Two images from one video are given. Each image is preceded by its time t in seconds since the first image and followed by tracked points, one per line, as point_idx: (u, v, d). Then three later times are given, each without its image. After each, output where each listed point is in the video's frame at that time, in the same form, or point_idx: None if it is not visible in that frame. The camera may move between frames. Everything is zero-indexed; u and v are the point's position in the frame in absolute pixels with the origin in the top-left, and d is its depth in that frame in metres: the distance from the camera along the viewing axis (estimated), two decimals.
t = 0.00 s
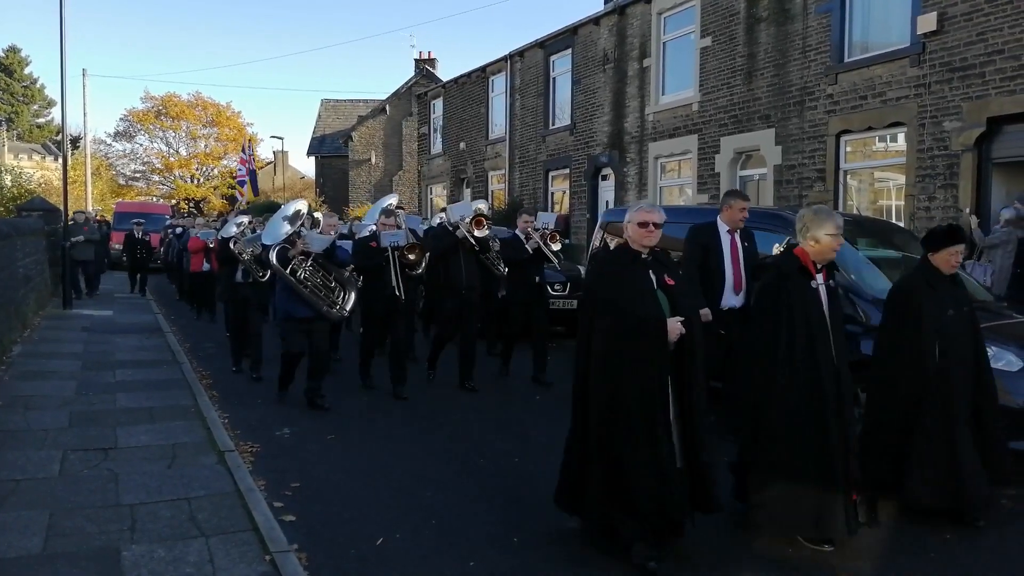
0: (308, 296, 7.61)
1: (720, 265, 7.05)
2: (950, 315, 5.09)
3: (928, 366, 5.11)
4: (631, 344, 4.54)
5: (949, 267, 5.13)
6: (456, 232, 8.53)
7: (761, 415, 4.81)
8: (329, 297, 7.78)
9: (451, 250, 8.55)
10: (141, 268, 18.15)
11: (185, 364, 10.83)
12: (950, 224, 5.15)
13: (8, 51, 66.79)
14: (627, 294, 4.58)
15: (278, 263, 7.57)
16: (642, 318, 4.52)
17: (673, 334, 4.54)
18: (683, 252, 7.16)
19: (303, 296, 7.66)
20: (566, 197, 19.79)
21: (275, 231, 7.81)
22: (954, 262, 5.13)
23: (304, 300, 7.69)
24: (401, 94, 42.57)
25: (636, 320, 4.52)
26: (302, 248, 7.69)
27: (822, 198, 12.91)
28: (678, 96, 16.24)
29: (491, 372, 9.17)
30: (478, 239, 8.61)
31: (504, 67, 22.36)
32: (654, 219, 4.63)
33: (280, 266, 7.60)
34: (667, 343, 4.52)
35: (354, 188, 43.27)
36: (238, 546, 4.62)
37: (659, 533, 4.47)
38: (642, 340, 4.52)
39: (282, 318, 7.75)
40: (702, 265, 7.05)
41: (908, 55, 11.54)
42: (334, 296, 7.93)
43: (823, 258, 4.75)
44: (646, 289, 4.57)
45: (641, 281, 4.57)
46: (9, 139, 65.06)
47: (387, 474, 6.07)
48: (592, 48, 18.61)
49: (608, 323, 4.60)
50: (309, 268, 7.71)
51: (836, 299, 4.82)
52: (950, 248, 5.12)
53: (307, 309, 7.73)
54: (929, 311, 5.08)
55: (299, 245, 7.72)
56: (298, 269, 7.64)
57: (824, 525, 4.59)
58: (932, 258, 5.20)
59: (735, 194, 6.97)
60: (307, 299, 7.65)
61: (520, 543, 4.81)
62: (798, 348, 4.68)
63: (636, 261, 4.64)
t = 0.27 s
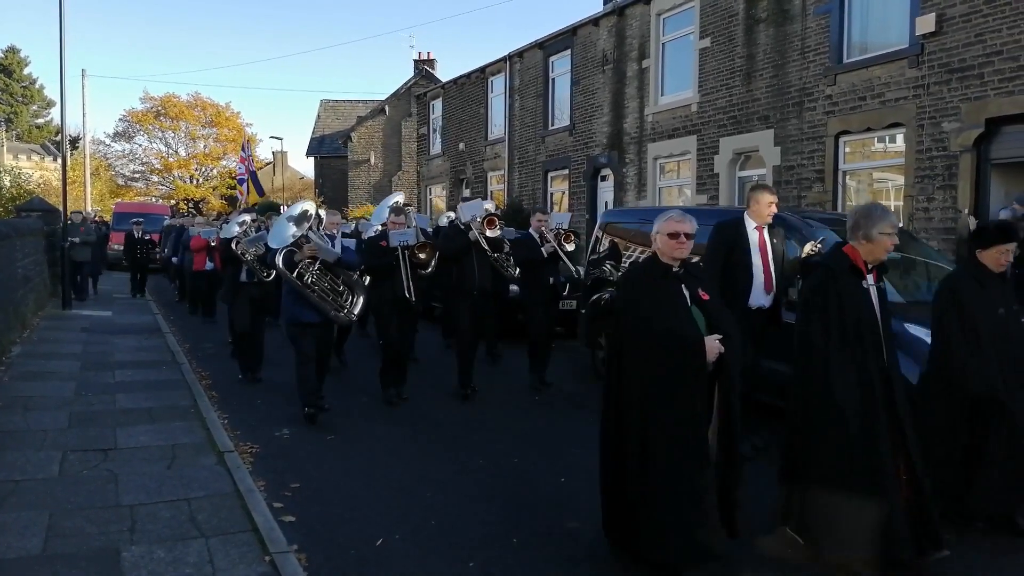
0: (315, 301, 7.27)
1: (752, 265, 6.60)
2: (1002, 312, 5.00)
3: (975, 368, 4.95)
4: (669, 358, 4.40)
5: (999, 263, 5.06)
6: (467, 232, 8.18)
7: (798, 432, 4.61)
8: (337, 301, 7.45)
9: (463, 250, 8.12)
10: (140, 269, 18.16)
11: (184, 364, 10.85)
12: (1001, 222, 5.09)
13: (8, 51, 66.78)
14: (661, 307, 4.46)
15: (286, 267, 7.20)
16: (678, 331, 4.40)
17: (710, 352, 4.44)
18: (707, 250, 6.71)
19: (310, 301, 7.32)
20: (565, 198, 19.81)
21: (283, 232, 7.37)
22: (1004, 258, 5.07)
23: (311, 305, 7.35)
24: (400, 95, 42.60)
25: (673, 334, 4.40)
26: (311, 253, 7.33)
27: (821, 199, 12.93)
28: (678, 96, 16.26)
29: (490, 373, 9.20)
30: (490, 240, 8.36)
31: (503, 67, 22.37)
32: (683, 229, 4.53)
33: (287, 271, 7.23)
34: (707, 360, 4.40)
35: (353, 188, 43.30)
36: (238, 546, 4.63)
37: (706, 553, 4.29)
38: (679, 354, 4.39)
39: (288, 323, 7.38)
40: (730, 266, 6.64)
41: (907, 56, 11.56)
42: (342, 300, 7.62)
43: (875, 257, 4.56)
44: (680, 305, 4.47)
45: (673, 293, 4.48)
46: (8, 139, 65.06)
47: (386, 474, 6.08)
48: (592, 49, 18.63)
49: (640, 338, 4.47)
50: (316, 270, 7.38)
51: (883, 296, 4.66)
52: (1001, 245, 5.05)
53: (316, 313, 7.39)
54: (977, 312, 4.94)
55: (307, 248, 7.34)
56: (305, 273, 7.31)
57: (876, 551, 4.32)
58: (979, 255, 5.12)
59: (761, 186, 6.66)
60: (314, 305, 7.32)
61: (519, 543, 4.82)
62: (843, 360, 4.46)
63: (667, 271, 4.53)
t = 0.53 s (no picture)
0: (317, 303, 7.13)
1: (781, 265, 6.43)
2: None
3: None
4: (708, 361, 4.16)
5: None
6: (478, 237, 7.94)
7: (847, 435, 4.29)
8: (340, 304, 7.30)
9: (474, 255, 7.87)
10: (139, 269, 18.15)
11: (183, 364, 10.86)
12: None
13: (6, 51, 66.73)
14: (700, 306, 4.22)
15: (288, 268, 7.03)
16: (719, 333, 4.15)
17: (752, 353, 4.22)
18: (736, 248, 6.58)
19: (312, 303, 7.18)
20: (564, 198, 19.80)
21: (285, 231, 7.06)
22: None
23: (314, 308, 7.22)
24: (399, 95, 42.57)
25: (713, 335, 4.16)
26: (316, 254, 7.12)
27: (820, 199, 12.94)
28: (676, 96, 16.26)
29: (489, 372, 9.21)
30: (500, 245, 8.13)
31: (502, 67, 22.36)
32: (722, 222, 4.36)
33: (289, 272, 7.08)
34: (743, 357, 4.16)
35: (352, 188, 43.29)
36: (237, 547, 4.63)
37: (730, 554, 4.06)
38: (720, 356, 4.16)
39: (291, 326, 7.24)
40: (759, 264, 6.40)
41: (906, 57, 11.56)
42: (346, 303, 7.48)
43: (949, 267, 4.11)
44: (717, 299, 4.24)
45: (710, 288, 4.26)
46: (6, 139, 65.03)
47: (385, 474, 6.08)
48: (591, 49, 18.62)
49: (673, 333, 4.25)
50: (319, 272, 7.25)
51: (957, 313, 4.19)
52: None
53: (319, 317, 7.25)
54: None
55: (312, 249, 7.11)
56: (309, 275, 7.17)
57: (940, 566, 3.99)
58: None
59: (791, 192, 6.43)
60: (317, 307, 7.17)
61: (517, 543, 4.82)
62: (903, 358, 4.03)
63: (705, 266, 4.32)
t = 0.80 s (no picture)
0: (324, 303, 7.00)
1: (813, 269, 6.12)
2: None
3: None
4: (759, 389, 3.74)
5: None
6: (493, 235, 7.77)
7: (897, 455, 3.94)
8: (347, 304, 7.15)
9: (486, 254, 7.77)
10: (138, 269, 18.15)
11: (181, 364, 10.87)
12: None
13: (5, 51, 66.67)
14: (754, 323, 3.78)
15: (294, 267, 6.87)
16: (773, 354, 3.73)
17: (808, 376, 3.78)
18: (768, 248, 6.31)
19: (319, 303, 7.04)
20: (563, 198, 19.81)
21: (290, 228, 6.82)
22: None
23: (321, 308, 7.08)
24: (398, 95, 42.58)
25: (768, 358, 3.74)
26: (323, 253, 6.92)
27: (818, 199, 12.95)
28: (675, 96, 16.27)
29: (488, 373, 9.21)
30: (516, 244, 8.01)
31: (500, 67, 22.37)
32: (778, 227, 3.93)
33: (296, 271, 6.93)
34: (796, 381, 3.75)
35: (351, 188, 43.28)
36: (235, 547, 4.64)
37: None
38: (775, 381, 3.73)
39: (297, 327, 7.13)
40: (790, 262, 6.13)
41: (903, 57, 11.58)
42: (354, 302, 7.32)
43: (1015, 262, 3.78)
44: (767, 313, 3.80)
45: (759, 299, 3.82)
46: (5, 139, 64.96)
47: (383, 474, 6.09)
48: (589, 49, 18.63)
49: (719, 349, 3.80)
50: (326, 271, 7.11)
51: None
52: None
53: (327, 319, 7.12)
54: None
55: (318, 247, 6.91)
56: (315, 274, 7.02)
57: None
58: None
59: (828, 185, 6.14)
60: (323, 307, 7.03)
61: (515, 543, 4.83)
62: (957, 366, 3.77)
63: (757, 279, 3.87)
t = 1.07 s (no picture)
0: (339, 311, 6.76)
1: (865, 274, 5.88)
2: None
3: None
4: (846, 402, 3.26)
5: None
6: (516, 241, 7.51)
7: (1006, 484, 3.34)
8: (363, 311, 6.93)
9: (508, 260, 7.53)
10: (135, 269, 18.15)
11: (179, 364, 10.87)
12: None
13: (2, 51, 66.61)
14: (837, 327, 3.31)
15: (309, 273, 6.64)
16: (861, 360, 3.26)
17: (898, 383, 3.34)
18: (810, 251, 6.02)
19: (335, 310, 6.80)
20: (560, 198, 19.82)
21: (305, 231, 6.55)
22: None
23: (336, 315, 6.83)
24: (396, 95, 42.58)
25: (854, 366, 3.25)
26: (339, 258, 6.67)
27: (815, 200, 12.97)
28: (673, 97, 16.28)
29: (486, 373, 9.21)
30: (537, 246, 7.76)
31: (498, 67, 22.37)
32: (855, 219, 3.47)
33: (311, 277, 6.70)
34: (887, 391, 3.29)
35: (349, 188, 43.27)
36: (233, 547, 4.65)
37: None
38: (861, 390, 3.26)
39: (309, 334, 6.88)
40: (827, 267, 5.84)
41: (900, 58, 11.60)
42: (369, 309, 7.10)
43: None
44: (851, 315, 3.34)
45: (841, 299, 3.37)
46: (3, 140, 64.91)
47: (380, 475, 6.10)
48: (587, 49, 18.64)
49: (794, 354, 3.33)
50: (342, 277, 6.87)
51: None
52: None
53: (343, 327, 6.88)
54: None
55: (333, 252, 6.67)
56: (330, 280, 6.78)
57: None
58: None
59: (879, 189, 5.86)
60: (338, 314, 6.79)
61: (512, 543, 4.84)
62: None
63: (834, 279, 3.43)
